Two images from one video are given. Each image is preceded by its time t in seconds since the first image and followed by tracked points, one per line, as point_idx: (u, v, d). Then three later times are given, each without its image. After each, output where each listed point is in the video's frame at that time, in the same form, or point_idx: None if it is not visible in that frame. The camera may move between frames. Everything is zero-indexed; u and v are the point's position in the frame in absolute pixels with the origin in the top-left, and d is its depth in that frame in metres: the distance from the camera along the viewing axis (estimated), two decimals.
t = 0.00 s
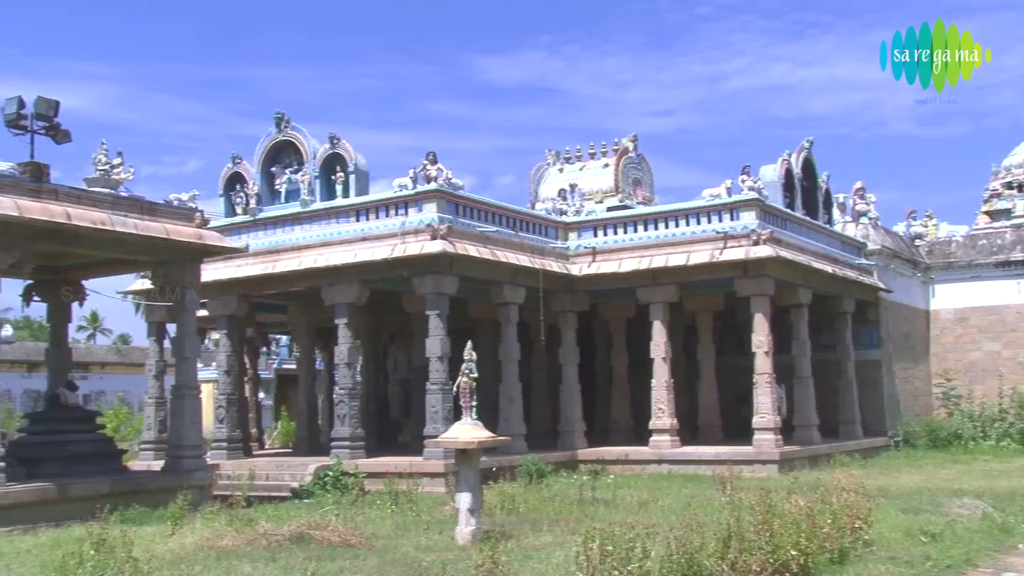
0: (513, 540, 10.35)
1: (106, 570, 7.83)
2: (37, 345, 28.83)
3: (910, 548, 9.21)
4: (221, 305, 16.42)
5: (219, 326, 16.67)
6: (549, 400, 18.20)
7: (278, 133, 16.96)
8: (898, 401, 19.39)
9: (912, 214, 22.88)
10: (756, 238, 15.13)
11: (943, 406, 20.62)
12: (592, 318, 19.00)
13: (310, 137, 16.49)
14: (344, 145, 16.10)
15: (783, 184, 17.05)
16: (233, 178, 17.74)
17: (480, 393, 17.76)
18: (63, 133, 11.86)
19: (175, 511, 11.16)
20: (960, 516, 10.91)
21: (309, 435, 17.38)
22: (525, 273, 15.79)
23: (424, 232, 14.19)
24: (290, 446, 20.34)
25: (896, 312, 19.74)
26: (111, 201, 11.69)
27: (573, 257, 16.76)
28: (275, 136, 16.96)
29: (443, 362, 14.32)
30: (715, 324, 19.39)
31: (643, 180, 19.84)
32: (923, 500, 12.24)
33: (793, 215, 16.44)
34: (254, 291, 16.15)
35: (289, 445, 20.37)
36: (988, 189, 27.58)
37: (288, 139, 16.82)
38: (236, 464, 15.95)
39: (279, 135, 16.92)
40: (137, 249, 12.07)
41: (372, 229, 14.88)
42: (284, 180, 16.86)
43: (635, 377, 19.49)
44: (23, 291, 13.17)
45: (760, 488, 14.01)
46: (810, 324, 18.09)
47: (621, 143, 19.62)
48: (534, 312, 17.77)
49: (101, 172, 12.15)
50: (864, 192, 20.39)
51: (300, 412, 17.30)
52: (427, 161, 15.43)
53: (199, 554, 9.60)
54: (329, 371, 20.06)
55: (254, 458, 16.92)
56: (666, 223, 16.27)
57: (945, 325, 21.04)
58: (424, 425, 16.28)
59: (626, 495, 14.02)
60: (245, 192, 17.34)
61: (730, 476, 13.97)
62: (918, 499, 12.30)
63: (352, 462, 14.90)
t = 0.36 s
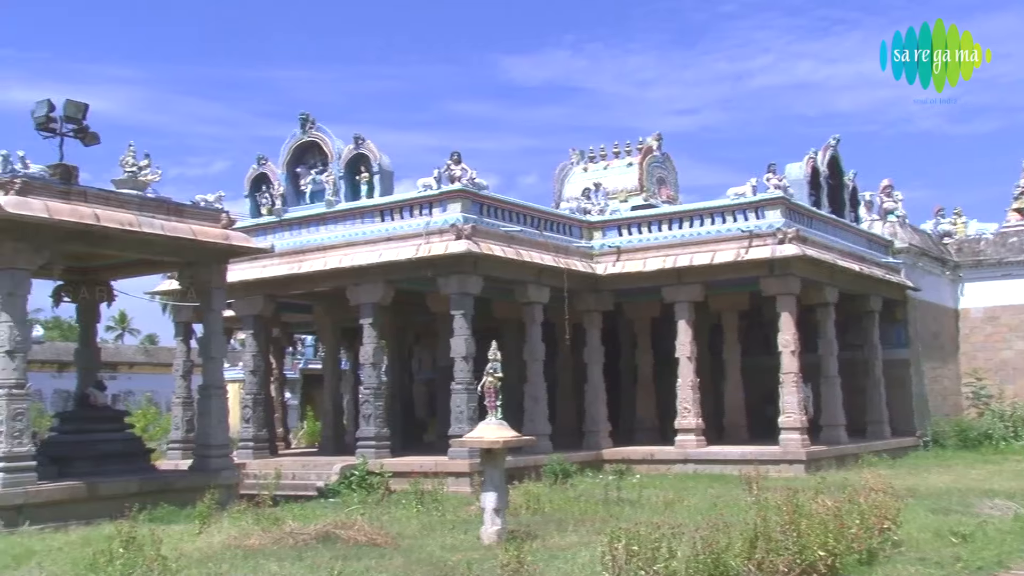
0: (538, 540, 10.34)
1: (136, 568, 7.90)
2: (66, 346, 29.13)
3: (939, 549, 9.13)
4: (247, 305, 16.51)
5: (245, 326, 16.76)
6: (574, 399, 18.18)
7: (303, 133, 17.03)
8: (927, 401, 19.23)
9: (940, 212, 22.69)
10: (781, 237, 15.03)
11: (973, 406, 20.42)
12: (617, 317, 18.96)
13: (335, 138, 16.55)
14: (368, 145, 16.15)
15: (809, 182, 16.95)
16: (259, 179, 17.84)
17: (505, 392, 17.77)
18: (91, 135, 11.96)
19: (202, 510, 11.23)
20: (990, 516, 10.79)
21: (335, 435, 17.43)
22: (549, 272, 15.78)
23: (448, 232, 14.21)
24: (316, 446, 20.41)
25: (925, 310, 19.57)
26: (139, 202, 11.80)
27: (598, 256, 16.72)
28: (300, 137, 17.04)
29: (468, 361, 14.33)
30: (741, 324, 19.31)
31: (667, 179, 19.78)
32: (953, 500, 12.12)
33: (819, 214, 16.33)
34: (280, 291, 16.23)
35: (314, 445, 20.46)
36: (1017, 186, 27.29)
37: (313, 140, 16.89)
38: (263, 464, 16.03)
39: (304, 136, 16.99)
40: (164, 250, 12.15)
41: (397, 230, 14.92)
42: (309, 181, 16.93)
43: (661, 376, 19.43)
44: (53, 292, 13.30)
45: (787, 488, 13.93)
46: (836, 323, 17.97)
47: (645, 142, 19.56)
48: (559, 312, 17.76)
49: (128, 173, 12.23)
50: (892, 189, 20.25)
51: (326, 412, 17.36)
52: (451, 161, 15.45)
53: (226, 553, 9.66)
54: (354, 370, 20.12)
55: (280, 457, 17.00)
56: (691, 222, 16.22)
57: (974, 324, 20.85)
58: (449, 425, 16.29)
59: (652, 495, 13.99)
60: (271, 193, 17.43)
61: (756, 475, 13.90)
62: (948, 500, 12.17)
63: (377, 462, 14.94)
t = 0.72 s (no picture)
0: (562, 539, 10.33)
1: (163, 566, 7.95)
2: (93, 346, 29.38)
3: (969, 551, 9.05)
4: (272, 305, 16.59)
5: (269, 326, 16.84)
6: (597, 399, 18.15)
7: (326, 134, 17.10)
8: (955, 401, 19.05)
9: (968, 210, 22.47)
10: (806, 236, 14.94)
11: (1002, 406, 20.22)
12: (641, 317, 18.92)
13: (358, 139, 16.60)
14: (391, 146, 16.19)
15: (835, 181, 16.86)
16: (283, 181, 17.92)
17: (529, 392, 17.77)
18: (118, 138, 12.06)
19: (228, 509, 11.30)
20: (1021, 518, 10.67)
21: (359, 434, 17.48)
22: (573, 272, 15.76)
23: (472, 232, 14.22)
24: (340, 446, 20.47)
25: (953, 309, 19.40)
26: (165, 204, 11.90)
27: (621, 256, 16.69)
28: (324, 138, 17.11)
29: (492, 361, 14.33)
30: (766, 323, 19.21)
31: (691, 178, 19.71)
32: (982, 502, 11.99)
33: (845, 212, 16.23)
34: (304, 291, 16.29)
35: (339, 445, 20.53)
36: None
37: (337, 141, 16.95)
38: (287, 463, 16.10)
39: (328, 137, 17.06)
40: (190, 251, 12.23)
41: (420, 230, 14.95)
42: (333, 182, 16.99)
43: (685, 376, 19.37)
44: (80, 293, 13.41)
45: (813, 488, 13.85)
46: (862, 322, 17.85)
47: (669, 141, 19.50)
48: (582, 311, 17.74)
49: (154, 175, 12.31)
50: (919, 187, 20.09)
51: (350, 412, 17.42)
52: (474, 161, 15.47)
53: (251, 552, 9.71)
54: (378, 370, 20.17)
55: (305, 457, 17.07)
56: (715, 221, 16.16)
57: (1003, 323, 20.65)
58: (473, 425, 16.30)
59: (676, 495, 13.94)
60: (295, 194, 17.50)
61: (782, 475, 13.82)
62: (976, 501, 12.05)
63: (401, 462, 14.97)
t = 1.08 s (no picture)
0: (588, 539, 10.32)
1: (191, 565, 8.00)
2: (121, 346, 29.65)
3: (1000, 553, 8.94)
4: (297, 306, 16.67)
5: (295, 327, 16.92)
6: (622, 399, 18.13)
7: (351, 135, 17.16)
8: (985, 401, 18.85)
9: (998, 208, 22.24)
10: (833, 235, 14.84)
11: None
12: (666, 317, 18.87)
13: (383, 139, 16.65)
14: (416, 146, 16.22)
15: (861, 179, 16.74)
16: (308, 182, 18.00)
17: (554, 392, 17.77)
18: (145, 140, 12.16)
19: (255, 509, 11.35)
20: None
21: (384, 434, 17.52)
22: (597, 272, 15.73)
23: (496, 232, 14.23)
24: (365, 446, 20.54)
25: (982, 309, 19.21)
26: (191, 205, 11.98)
27: (646, 256, 16.64)
28: (349, 139, 17.17)
29: (516, 362, 14.33)
30: (792, 323, 19.11)
31: (716, 178, 19.63)
32: (1012, 503, 11.85)
33: (871, 211, 16.11)
34: (330, 292, 16.35)
35: (364, 444, 20.59)
36: None
37: (361, 142, 17.00)
38: (313, 463, 16.17)
39: (353, 138, 17.12)
40: (216, 252, 12.31)
41: (445, 230, 14.97)
42: (358, 183, 17.04)
43: (711, 376, 19.30)
44: (109, 295, 13.52)
45: (840, 489, 13.75)
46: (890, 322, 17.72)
47: (693, 140, 19.43)
48: (607, 311, 17.70)
49: (181, 177, 12.39)
50: (947, 185, 19.90)
51: (376, 412, 17.47)
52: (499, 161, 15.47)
53: (278, 551, 9.75)
54: (403, 370, 20.23)
55: (330, 457, 17.13)
56: (740, 221, 16.09)
57: None
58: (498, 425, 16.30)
59: (702, 495, 13.89)
60: (320, 195, 17.58)
61: (808, 476, 13.73)
62: (1007, 503, 11.91)
63: (426, 462, 14.99)
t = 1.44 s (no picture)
0: (615, 540, 10.30)
1: (220, 564, 8.04)
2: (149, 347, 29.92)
3: None
4: (324, 307, 16.74)
5: (322, 327, 16.98)
6: (649, 399, 18.08)
7: (377, 137, 17.22)
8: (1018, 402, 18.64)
9: None
10: (861, 234, 14.73)
11: None
12: (693, 317, 18.80)
13: (408, 140, 16.70)
14: (442, 147, 16.25)
15: (890, 178, 16.61)
16: (334, 183, 18.09)
17: (580, 393, 17.75)
18: (174, 143, 12.26)
19: (283, 509, 11.41)
20: None
21: (411, 435, 17.56)
22: (623, 272, 15.69)
23: (522, 233, 14.23)
24: (392, 446, 20.61)
25: (1015, 308, 19.00)
26: (219, 207, 12.06)
27: (672, 255, 16.59)
28: (375, 141, 17.23)
29: (542, 362, 14.31)
30: (820, 322, 18.98)
31: (743, 177, 19.53)
32: None
33: (900, 209, 15.97)
34: (356, 293, 16.41)
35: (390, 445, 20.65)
36: None
37: (387, 143, 17.06)
38: (340, 463, 16.24)
39: (379, 139, 17.18)
40: (244, 253, 12.39)
41: (471, 230, 14.98)
42: (384, 184, 17.10)
43: (738, 376, 19.21)
44: (138, 296, 13.64)
45: (869, 490, 13.64)
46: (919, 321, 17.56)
47: (720, 140, 19.34)
48: (633, 311, 17.66)
49: (209, 179, 12.47)
50: (978, 182, 19.70)
51: (402, 412, 17.51)
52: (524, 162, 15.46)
53: (306, 551, 9.79)
54: (429, 370, 20.28)
55: (357, 457, 17.19)
56: (768, 220, 16.01)
57: None
58: (524, 426, 16.29)
59: (729, 496, 13.81)
60: (346, 196, 17.65)
61: (837, 476, 13.62)
62: None
63: (453, 462, 15.01)
